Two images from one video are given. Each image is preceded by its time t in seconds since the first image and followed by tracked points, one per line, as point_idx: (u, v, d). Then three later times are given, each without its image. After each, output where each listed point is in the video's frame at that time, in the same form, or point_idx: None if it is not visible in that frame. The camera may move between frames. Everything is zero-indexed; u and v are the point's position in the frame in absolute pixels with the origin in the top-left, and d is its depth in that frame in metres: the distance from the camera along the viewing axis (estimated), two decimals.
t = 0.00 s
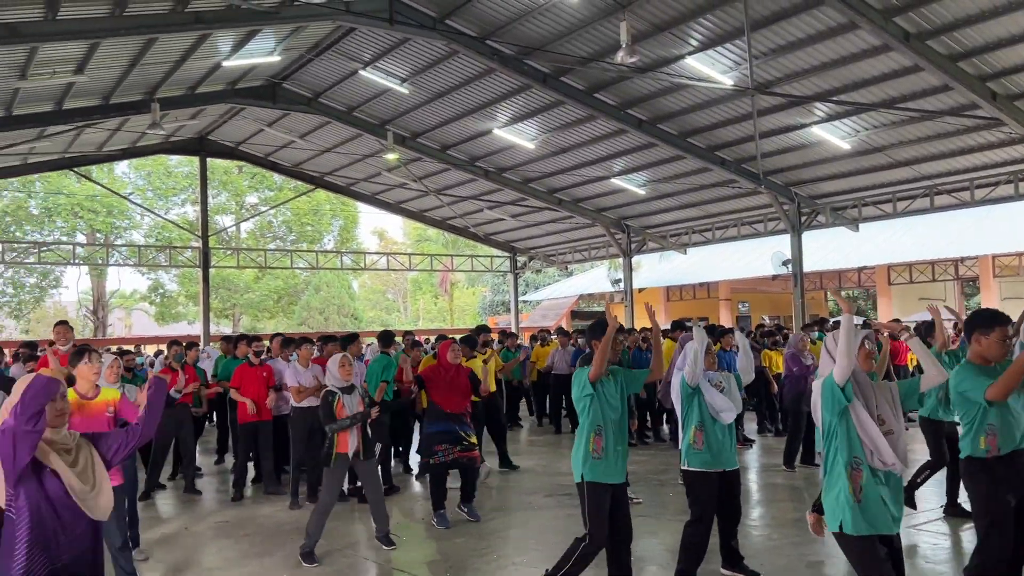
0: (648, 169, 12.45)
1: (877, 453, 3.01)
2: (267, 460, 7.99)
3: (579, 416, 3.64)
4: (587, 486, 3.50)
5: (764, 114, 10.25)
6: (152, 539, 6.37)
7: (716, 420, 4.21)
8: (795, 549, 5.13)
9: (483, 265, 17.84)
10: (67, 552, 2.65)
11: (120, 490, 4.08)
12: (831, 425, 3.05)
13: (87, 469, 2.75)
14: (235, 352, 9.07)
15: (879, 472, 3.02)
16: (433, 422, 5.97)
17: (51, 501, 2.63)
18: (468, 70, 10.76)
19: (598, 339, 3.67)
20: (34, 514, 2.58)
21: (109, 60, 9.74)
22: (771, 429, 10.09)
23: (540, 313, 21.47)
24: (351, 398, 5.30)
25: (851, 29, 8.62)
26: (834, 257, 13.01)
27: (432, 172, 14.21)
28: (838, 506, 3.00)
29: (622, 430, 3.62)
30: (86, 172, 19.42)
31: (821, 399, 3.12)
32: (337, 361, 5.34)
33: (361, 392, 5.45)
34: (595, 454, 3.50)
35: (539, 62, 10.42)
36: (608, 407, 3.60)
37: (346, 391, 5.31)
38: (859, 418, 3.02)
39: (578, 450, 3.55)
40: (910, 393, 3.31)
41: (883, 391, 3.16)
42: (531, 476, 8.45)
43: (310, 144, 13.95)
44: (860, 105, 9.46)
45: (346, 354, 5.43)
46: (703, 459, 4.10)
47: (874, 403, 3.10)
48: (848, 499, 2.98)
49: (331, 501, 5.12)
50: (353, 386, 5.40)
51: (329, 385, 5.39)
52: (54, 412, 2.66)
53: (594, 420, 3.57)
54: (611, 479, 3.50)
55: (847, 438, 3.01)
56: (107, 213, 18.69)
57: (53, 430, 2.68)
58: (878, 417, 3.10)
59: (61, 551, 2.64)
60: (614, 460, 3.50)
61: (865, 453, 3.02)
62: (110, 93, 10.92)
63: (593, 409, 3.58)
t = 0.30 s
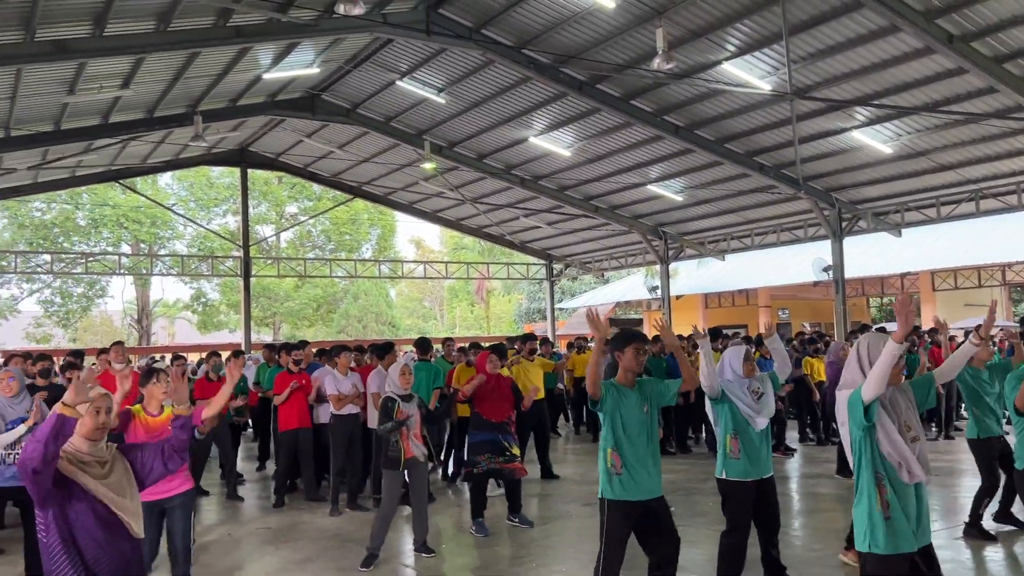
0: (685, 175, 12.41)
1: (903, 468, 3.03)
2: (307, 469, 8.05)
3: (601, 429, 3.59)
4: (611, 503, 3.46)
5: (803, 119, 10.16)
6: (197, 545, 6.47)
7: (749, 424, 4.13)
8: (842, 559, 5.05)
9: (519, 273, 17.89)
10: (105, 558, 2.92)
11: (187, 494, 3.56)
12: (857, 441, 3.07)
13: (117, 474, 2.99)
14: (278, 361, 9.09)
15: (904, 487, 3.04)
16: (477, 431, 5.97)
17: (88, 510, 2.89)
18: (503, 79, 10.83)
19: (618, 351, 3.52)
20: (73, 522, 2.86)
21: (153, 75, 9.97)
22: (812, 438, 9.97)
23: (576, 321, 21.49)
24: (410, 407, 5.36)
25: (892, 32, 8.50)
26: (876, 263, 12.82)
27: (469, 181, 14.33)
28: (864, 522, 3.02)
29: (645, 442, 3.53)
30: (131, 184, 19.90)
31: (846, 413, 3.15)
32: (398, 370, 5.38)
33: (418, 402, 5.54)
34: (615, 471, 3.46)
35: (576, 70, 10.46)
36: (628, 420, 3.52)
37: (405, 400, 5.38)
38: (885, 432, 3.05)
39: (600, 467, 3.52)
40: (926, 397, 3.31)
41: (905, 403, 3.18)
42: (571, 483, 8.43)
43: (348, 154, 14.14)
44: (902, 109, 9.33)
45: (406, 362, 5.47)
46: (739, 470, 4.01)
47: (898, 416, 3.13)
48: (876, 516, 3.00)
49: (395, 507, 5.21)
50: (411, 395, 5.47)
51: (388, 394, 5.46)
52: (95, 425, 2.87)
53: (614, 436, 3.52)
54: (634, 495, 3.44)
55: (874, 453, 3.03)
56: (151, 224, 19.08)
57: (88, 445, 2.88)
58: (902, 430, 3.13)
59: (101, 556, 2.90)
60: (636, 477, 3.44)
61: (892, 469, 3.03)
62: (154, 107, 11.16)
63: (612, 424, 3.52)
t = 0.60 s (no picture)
0: (725, 183, 12.34)
1: (960, 486, 3.05)
2: (351, 477, 8.10)
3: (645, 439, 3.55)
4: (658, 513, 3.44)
5: (846, 124, 10.04)
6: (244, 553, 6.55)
7: (807, 448, 4.01)
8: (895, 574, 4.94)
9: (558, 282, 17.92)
10: None
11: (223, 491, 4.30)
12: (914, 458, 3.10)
13: (178, 483, 2.53)
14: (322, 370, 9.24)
15: (961, 505, 3.05)
16: (523, 437, 5.95)
17: (146, 528, 2.46)
18: (542, 89, 10.88)
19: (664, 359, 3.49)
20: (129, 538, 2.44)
21: (199, 89, 10.20)
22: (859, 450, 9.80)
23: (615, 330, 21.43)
24: (445, 412, 5.43)
25: (937, 35, 8.36)
26: (923, 270, 12.60)
27: (507, 190, 14.43)
28: (917, 541, 3.05)
29: (691, 451, 3.49)
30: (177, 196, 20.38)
31: (904, 435, 3.16)
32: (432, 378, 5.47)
33: (455, 408, 5.59)
34: (660, 481, 3.43)
35: (614, 79, 10.46)
36: (673, 430, 3.48)
37: (440, 405, 5.47)
38: (942, 449, 3.07)
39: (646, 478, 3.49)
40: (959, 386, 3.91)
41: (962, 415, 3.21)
42: (614, 494, 8.40)
43: (388, 165, 14.33)
44: (948, 113, 9.15)
45: (439, 370, 5.63)
46: (795, 487, 3.85)
47: (957, 431, 3.14)
48: (930, 535, 3.03)
49: (421, 513, 5.20)
50: (446, 401, 5.56)
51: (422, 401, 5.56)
52: (151, 427, 2.44)
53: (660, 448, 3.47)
54: (681, 504, 3.40)
55: (930, 471, 3.06)
56: (196, 236, 19.49)
57: (145, 449, 2.46)
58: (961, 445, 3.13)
59: None
60: (684, 486, 3.41)
61: (948, 486, 3.06)
62: (200, 121, 11.40)
63: (658, 434, 3.48)
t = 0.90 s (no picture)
0: (758, 189, 12.28)
1: None
2: (387, 485, 8.17)
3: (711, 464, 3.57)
4: (720, 534, 3.45)
5: (881, 130, 9.94)
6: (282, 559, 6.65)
7: (881, 441, 4.09)
8: None
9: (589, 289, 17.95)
10: None
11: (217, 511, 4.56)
12: (987, 479, 3.25)
13: (258, 500, 3.36)
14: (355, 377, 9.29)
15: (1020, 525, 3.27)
16: (559, 447, 5.95)
17: (235, 532, 3.27)
18: (572, 98, 10.92)
19: (731, 383, 3.57)
20: (220, 540, 3.23)
21: (237, 102, 10.39)
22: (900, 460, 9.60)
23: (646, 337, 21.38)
24: (462, 430, 5.38)
25: (974, 39, 8.25)
26: (962, 277, 12.40)
27: (539, 199, 14.51)
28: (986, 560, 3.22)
29: (757, 478, 3.49)
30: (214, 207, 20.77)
31: (974, 446, 3.28)
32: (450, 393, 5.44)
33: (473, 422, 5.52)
34: (726, 504, 3.43)
35: (645, 87, 10.47)
36: (740, 455, 3.50)
37: (457, 422, 5.40)
38: (1013, 473, 3.23)
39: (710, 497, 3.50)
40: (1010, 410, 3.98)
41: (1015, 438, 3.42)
42: (650, 503, 8.36)
43: (421, 175, 14.48)
44: (986, 117, 9.02)
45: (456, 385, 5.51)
46: (870, 479, 3.94)
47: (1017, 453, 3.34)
48: (997, 555, 3.21)
49: (446, 527, 5.37)
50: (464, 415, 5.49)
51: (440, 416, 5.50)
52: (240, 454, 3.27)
53: (726, 470, 3.49)
54: (743, 529, 3.41)
55: (1000, 491, 3.24)
56: (231, 245, 19.81)
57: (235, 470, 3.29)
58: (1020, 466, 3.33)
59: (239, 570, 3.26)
60: (747, 510, 3.40)
61: (1013, 508, 3.25)
62: (237, 133, 11.60)
63: (730, 455, 3.50)
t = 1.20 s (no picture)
0: (788, 195, 12.17)
1: None
2: (415, 491, 8.23)
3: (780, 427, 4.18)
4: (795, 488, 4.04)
5: (912, 134, 9.81)
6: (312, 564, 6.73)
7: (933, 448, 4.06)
8: None
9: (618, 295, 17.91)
10: (323, 549, 3.21)
11: (252, 499, 4.40)
12: None
13: (336, 473, 3.31)
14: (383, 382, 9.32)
15: None
16: (586, 449, 5.97)
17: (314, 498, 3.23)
18: (600, 104, 10.93)
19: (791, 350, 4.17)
20: (301, 506, 3.19)
21: (267, 112, 10.57)
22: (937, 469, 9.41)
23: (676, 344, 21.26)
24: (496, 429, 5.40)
25: (1008, 42, 8.11)
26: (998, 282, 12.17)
27: (567, 205, 14.53)
28: None
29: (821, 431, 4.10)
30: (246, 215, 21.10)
31: None
32: (482, 395, 5.48)
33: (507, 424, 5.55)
34: (801, 460, 4.03)
35: (673, 93, 10.44)
36: (802, 411, 4.11)
37: (492, 422, 5.43)
38: None
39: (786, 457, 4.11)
40: None
41: None
42: (678, 511, 8.32)
43: (449, 183, 14.59)
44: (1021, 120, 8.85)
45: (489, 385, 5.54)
46: (926, 484, 3.95)
47: None
48: None
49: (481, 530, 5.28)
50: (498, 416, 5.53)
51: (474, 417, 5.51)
52: (313, 422, 3.29)
53: (794, 428, 4.10)
54: (820, 481, 3.99)
55: None
56: (263, 253, 20.10)
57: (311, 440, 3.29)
58: None
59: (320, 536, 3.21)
60: (817, 463, 3.99)
61: None
62: (267, 143, 11.79)
63: (794, 418, 4.11)
